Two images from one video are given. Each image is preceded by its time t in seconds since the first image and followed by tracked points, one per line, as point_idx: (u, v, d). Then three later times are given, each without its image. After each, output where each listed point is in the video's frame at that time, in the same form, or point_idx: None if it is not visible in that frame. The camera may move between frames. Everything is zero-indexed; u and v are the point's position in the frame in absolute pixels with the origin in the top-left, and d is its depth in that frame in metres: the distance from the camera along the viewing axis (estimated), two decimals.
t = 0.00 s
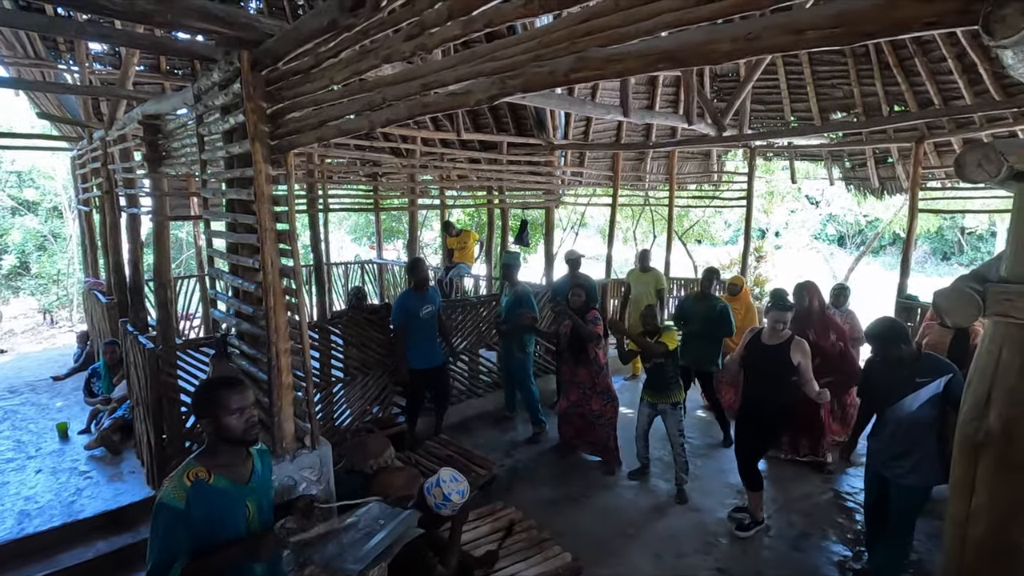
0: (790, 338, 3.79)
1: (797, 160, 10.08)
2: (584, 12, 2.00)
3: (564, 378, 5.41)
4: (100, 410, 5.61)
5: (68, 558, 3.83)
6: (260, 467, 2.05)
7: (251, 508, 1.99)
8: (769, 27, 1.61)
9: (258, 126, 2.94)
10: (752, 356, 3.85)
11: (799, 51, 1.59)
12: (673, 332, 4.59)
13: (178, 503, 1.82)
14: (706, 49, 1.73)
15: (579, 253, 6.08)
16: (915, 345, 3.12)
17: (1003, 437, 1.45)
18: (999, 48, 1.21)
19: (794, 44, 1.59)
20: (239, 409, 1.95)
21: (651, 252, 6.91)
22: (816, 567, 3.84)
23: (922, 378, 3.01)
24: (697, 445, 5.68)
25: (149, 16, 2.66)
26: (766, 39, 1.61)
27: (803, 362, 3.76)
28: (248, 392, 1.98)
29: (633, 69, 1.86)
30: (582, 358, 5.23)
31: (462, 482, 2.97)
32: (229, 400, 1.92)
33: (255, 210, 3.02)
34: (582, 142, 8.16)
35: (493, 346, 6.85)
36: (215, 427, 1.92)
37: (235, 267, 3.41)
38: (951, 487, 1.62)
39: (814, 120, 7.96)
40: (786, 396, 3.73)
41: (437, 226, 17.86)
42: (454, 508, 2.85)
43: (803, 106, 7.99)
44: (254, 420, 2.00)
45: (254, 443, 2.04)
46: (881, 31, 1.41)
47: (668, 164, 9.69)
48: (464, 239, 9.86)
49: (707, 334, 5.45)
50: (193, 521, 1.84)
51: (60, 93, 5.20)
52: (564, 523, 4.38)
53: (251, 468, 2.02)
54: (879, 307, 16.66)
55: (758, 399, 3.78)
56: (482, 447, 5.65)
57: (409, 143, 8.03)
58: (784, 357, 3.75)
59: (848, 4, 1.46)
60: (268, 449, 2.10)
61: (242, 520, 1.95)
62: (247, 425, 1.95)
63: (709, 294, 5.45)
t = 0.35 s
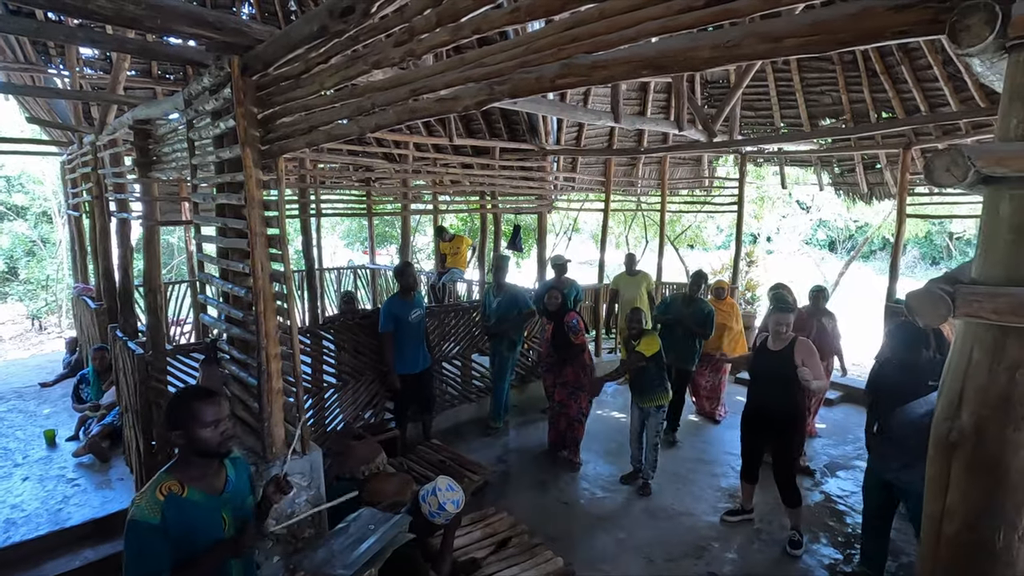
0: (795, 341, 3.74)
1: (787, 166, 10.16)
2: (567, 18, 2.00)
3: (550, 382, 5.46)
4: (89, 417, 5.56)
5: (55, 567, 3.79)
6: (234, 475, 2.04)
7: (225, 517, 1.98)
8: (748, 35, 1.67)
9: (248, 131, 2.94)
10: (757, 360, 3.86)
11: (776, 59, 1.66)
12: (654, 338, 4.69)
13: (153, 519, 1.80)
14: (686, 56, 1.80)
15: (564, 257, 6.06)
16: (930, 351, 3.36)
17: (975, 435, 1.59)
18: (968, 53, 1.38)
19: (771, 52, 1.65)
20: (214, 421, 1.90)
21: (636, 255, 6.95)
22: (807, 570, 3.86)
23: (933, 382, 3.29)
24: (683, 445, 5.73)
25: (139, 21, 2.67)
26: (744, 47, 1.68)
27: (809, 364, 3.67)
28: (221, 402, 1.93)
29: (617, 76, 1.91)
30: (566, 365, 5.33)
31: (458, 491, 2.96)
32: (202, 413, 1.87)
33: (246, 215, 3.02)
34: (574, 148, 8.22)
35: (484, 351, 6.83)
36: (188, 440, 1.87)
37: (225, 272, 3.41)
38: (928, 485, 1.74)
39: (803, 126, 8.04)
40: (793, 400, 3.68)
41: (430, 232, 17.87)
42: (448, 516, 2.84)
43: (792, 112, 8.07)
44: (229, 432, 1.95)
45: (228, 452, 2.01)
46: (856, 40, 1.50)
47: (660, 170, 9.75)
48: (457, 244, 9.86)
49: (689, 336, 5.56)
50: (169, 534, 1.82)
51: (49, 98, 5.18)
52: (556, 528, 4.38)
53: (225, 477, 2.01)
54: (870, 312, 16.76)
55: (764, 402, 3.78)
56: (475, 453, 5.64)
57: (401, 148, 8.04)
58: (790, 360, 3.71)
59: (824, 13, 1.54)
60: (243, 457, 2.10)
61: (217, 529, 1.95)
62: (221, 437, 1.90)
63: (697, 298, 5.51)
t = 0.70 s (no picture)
0: (807, 352, 3.72)
1: (782, 172, 10.21)
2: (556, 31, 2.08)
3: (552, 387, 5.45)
4: (85, 422, 5.57)
5: (50, 572, 3.79)
6: (225, 480, 2.05)
7: (218, 521, 1.99)
8: (730, 48, 1.70)
9: (246, 138, 2.98)
10: (769, 372, 3.76)
11: (757, 72, 1.70)
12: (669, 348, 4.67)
13: (143, 525, 1.81)
14: (671, 68, 1.83)
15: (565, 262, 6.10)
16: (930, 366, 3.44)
17: (943, 436, 1.60)
18: (934, 70, 1.41)
19: (753, 65, 1.69)
20: (198, 421, 1.93)
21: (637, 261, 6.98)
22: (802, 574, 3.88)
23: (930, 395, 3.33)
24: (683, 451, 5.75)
25: (138, 30, 2.69)
26: (726, 61, 1.72)
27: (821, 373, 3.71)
28: (205, 404, 1.97)
29: (603, 86, 1.95)
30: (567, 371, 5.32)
31: (452, 493, 2.96)
32: (187, 414, 1.90)
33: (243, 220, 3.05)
34: (570, 154, 8.26)
35: (481, 356, 6.84)
36: (177, 444, 1.90)
37: (223, 277, 3.43)
38: (903, 486, 1.75)
39: (798, 133, 8.09)
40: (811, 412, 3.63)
41: (428, 237, 17.92)
42: (444, 518, 2.85)
43: (787, 118, 8.13)
44: (216, 431, 1.98)
45: (216, 456, 2.02)
46: (832, 54, 1.55)
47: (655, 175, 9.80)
48: (454, 249, 9.88)
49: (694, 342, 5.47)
50: (159, 540, 1.84)
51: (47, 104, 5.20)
52: (552, 533, 4.39)
53: (216, 482, 2.02)
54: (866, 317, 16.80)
55: (779, 413, 3.70)
56: (472, 457, 5.65)
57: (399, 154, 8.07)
58: (806, 372, 3.66)
59: (804, 29, 1.58)
60: (233, 462, 2.11)
61: (208, 534, 1.95)
62: (207, 436, 1.93)
63: (695, 303, 5.54)
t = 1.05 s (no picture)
0: (810, 357, 3.72)
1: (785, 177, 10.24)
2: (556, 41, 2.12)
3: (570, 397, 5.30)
4: (90, 426, 5.60)
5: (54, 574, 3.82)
6: (236, 481, 2.07)
7: (226, 521, 2.01)
8: (722, 59, 1.74)
9: (250, 144, 3.01)
10: (774, 376, 3.75)
11: (749, 82, 1.74)
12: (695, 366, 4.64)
13: (154, 521, 1.83)
14: (666, 78, 1.86)
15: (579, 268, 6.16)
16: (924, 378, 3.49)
17: (930, 439, 1.62)
18: (916, 81, 1.47)
19: (744, 76, 1.73)
20: (207, 419, 1.97)
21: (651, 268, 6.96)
22: None
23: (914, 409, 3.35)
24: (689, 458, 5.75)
25: (145, 39, 2.74)
26: (719, 71, 1.75)
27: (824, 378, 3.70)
28: (214, 402, 2.00)
29: (600, 95, 1.98)
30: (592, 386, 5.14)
31: (452, 493, 2.97)
32: (197, 412, 1.93)
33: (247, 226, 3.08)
34: (572, 160, 8.31)
35: (484, 361, 6.86)
36: (188, 441, 1.93)
37: (227, 281, 3.47)
38: (893, 490, 1.77)
39: (800, 139, 8.12)
40: (812, 416, 3.65)
41: (431, 242, 17.98)
42: (444, 519, 2.88)
43: (789, 124, 8.16)
44: (225, 428, 2.02)
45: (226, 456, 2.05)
46: (822, 65, 1.59)
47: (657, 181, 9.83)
48: (457, 254, 9.91)
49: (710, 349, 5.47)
50: (169, 536, 1.86)
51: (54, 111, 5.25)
52: (554, 538, 4.40)
53: (227, 481, 2.04)
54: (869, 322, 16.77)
55: (782, 417, 3.69)
56: (474, 463, 5.66)
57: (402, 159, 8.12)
58: (809, 377, 3.66)
59: (795, 40, 1.62)
60: (245, 463, 2.13)
61: (217, 532, 1.97)
62: (218, 432, 1.97)
63: (707, 309, 5.56)
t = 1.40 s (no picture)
0: (802, 359, 3.73)
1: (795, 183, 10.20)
2: (567, 49, 2.14)
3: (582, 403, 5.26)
4: (103, 428, 5.66)
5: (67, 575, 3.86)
6: (255, 481, 2.08)
7: (243, 521, 2.02)
8: (734, 68, 1.75)
9: (264, 150, 3.04)
10: (762, 377, 3.82)
11: (759, 91, 1.75)
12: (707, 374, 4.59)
13: (174, 514, 1.87)
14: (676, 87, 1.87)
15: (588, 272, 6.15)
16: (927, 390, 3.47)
17: (943, 446, 1.61)
18: (928, 92, 1.47)
19: (756, 84, 1.74)
20: (231, 421, 1.99)
21: (659, 274, 6.88)
22: None
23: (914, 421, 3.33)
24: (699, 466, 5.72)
25: (163, 48, 2.79)
26: (730, 80, 1.76)
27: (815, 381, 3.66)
28: (237, 404, 2.02)
29: (612, 104, 2.00)
30: (607, 394, 5.08)
31: (463, 497, 3.01)
32: (221, 413, 1.96)
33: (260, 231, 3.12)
34: (581, 165, 8.33)
35: (493, 366, 6.86)
36: (210, 440, 1.96)
37: (240, 286, 3.50)
38: (906, 498, 1.76)
39: (811, 144, 8.09)
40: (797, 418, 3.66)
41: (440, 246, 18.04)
42: (455, 523, 2.89)
43: (799, 129, 8.14)
44: (247, 431, 2.03)
45: (248, 457, 2.07)
46: (832, 75, 1.60)
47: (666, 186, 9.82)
48: (466, 259, 9.93)
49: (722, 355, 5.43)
50: (187, 531, 1.89)
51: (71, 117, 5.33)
52: (562, 543, 4.39)
53: (246, 481, 2.06)
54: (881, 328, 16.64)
55: (769, 417, 3.76)
56: (482, 467, 5.67)
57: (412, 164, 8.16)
58: (795, 378, 3.70)
59: (804, 50, 1.63)
60: (264, 465, 2.14)
61: (234, 531, 1.98)
62: (240, 435, 1.99)
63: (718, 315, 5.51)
